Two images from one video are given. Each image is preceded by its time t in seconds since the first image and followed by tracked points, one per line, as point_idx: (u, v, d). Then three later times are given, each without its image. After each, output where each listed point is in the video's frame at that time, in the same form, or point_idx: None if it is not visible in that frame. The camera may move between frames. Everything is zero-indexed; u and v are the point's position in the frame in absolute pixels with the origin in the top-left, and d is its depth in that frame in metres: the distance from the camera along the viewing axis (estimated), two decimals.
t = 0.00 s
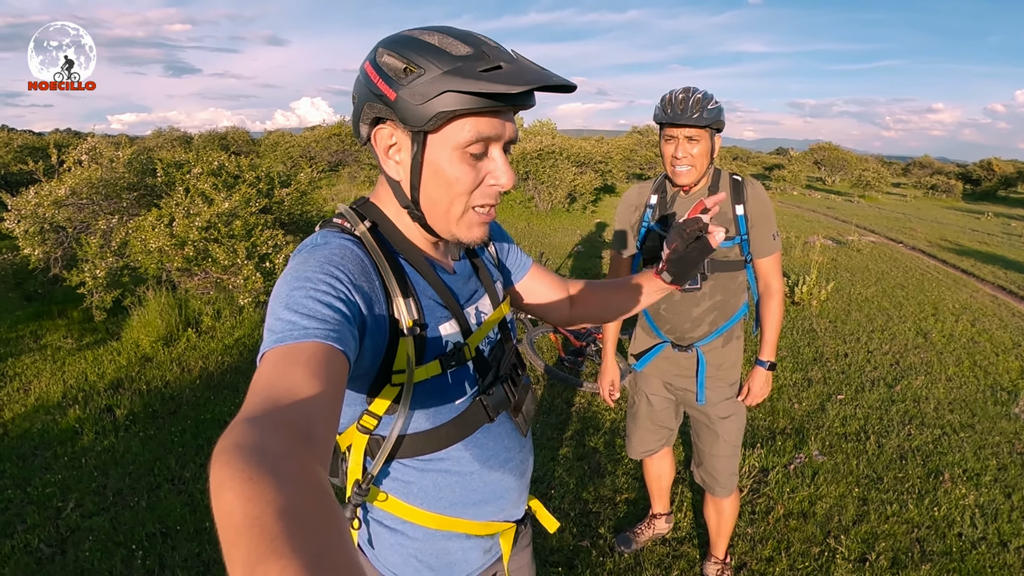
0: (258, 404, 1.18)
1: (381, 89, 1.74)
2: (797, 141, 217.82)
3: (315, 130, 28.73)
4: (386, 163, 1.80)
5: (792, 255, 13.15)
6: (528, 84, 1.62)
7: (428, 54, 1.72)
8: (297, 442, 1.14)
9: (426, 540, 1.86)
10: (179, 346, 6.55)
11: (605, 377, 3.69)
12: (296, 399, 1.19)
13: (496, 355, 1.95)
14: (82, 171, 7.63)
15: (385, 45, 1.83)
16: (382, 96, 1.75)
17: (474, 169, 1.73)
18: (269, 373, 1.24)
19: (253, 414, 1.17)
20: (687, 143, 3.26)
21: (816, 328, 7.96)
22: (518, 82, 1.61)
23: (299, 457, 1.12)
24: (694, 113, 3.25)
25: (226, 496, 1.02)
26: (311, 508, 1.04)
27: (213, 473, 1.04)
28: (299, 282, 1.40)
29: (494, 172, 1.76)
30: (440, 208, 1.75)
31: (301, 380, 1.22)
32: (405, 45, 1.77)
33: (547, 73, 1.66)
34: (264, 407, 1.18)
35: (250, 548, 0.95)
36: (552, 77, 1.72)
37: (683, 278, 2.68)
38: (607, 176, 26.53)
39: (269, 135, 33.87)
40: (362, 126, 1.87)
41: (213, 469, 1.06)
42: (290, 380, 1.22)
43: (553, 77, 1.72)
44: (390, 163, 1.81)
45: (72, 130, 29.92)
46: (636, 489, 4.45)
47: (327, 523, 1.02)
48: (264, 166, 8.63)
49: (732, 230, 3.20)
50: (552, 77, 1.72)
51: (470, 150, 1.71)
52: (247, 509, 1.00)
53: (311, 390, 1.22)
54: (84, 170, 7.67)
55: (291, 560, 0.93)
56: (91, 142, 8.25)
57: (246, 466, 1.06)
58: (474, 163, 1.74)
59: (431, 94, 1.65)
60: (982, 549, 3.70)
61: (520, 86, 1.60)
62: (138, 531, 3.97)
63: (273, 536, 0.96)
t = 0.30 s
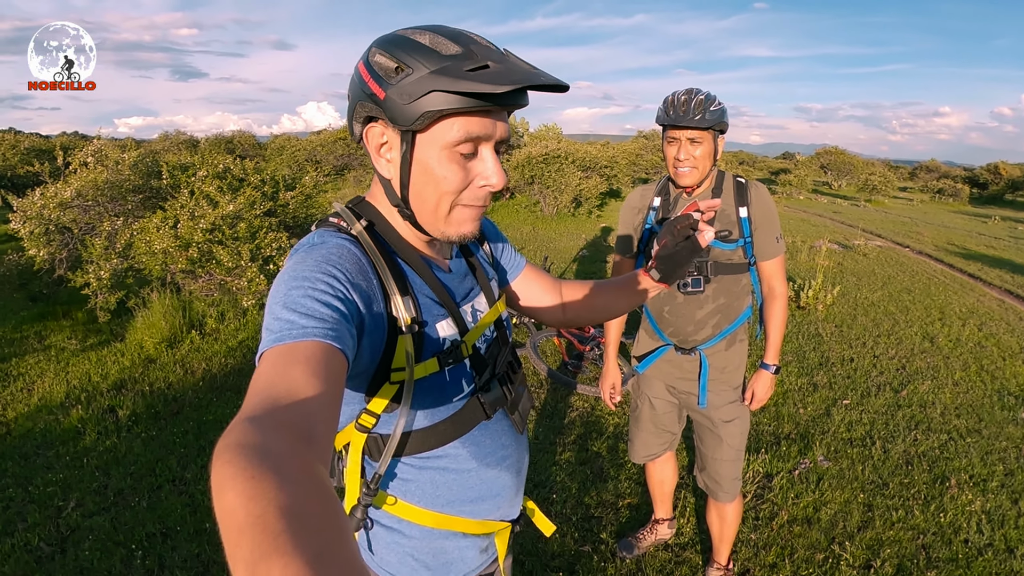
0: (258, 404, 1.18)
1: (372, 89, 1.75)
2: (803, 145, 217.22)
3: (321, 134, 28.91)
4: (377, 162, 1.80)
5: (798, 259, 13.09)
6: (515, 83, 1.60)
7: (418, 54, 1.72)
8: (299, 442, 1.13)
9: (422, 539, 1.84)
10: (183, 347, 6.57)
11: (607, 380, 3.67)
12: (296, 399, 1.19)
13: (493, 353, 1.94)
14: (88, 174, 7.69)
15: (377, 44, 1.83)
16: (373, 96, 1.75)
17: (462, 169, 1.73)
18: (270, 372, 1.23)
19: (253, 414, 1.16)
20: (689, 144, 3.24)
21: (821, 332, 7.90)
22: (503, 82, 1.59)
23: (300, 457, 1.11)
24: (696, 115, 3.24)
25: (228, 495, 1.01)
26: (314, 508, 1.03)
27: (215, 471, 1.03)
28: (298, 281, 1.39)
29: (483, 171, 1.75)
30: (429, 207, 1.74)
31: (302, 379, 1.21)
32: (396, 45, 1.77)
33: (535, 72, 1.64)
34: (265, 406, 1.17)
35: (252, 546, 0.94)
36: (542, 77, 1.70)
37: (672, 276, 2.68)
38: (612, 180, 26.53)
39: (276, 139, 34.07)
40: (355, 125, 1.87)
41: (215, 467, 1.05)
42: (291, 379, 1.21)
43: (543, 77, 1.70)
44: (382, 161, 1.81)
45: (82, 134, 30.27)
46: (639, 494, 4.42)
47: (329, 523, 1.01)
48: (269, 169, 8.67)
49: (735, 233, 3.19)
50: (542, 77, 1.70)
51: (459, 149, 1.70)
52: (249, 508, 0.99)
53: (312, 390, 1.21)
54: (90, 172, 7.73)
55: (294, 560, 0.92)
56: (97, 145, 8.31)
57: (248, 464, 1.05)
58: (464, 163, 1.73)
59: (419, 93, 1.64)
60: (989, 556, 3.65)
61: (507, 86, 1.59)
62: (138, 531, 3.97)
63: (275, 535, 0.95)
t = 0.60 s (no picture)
0: (253, 404, 1.17)
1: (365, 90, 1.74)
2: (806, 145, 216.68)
3: (324, 134, 28.95)
4: (373, 163, 1.80)
5: (802, 259, 13.05)
6: (507, 77, 1.59)
7: (409, 53, 1.72)
8: (293, 443, 1.13)
9: (418, 541, 1.84)
10: (184, 347, 6.58)
11: (609, 381, 3.66)
12: (291, 399, 1.18)
13: (489, 356, 1.94)
14: (90, 173, 7.70)
15: (369, 46, 1.83)
16: (367, 97, 1.75)
17: (459, 167, 1.72)
18: (265, 372, 1.23)
19: (248, 414, 1.15)
20: (690, 146, 3.23)
21: (824, 333, 7.88)
22: (494, 77, 1.59)
23: (294, 457, 1.10)
24: (696, 116, 3.22)
25: (221, 495, 1.01)
26: (307, 509, 1.02)
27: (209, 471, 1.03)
28: (295, 282, 1.39)
29: (480, 168, 1.75)
30: (427, 206, 1.74)
31: (297, 379, 1.21)
32: (387, 46, 1.77)
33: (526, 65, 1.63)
34: (259, 406, 1.17)
35: (244, 547, 0.94)
36: (533, 70, 1.69)
37: (671, 279, 2.64)
38: (615, 179, 26.49)
39: (278, 138, 34.11)
40: (349, 127, 1.87)
41: (208, 467, 1.04)
42: (287, 379, 1.21)
43: (534, 70, 1.69)
44: (378, 163, 1.80)
45: (86, 133, 30.41)
46: (640, 495, 4.41)
47: (322, 525, 1.01)
48: (271, 168, 8.67)
49: (739, 234, 3.20)
50: (533, 70, 1.69)
51: (455, 147, 1.70)
52: (242, 508, 0.99)
53: (308, 390, 1.21)
54: (92, 171, 7.75)
55: (286, 562, 0.91)
56: (99, 144, 8.32)
57: (242, 465, 1.05)
58: (460, 159, 1.73)
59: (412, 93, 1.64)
60: (992, 559, 3.63)
61: (499, 81, 1.58)
62: (139, 531, 3.97)
63: (268, 536, 0.95)
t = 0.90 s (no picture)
0: (252, 401, 1.17)
1: (351, 91, 1.74)
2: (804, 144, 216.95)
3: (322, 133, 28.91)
4: (369, 163, 1.80)
5: (800, 258, 13.07)
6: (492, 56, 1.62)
7: (390, 49, 1.72)
8: (292, 440, 1.13)
9: (420, 542, 1.84)
10: (183, 347, 6.58)
11: (610, 381, 3.66)
12: (291, 397, 1.18)
13: (492, 355, 1.94)
14: (88, 173, 7.68)
15: (348, 49, 1.82)
16: (354, 97, 1.75)
17: (455, 153, 1.74)
18: (265, 370, 1.23)
19: (248, 411, 1.16)
20: (686, 147, 3.24)
21: (822, 331, 7.90)
22: (480, 58, 1.62)
23: (294, 455, 1.11)
24: (691, 117, 3.23)
25: (219, 492, 1.01)
26: (306, 507, 1.03)
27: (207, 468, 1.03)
28: (296, 280, 1.39)
29: (475, 152, 1.76)
30: (429, 198, 1.75)
31: (297, 377, 1.21)
32: (366, 46, 1.77)
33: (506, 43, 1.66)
34: (259, 404, 1.17)
35: (242, 544, 0.94)
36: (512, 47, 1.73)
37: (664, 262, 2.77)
38: (613, 178, 26.50)
39: (276, 137, 34.08)
40: (339, 132, 1.86)
41: (207, 463, 1.04)
42: (287, 377, 1.21)
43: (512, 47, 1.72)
44: (373, 162, 1.81)
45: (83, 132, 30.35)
46: (639, 494, 4.42)
47: (320, 523, 1.01)
48: (269, 167, 8.66)
49: (738, 235, 3.19)
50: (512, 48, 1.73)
51: (448, 134, 1.71)
52: (240, 505, 0.99)
53: (308, 388, 1.21)
54: (89, 171, 7.73)
55: (284, 559, 0.91)
56: (97, 144, 8.29)
57: (241, 462, 1.05)
58: (454, 146, 1.74)
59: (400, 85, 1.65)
60: (990, 557, 3.65)
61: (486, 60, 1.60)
62: (138, 532, 3.97)
63: (266, 533, 0.95)
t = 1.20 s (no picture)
0: (254, 406, 1.18)
1: (348, 93, 1.74)
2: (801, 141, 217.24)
3: (319, 130, 28.81)
4: (368, 165, 1.80)
5: (797, 255, 13.10)
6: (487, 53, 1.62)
7: (387, 51, 1.72)
8: (294, 445, 1.14)
9: (423, 545, 1.85)
10: (182, 346, 6.57)
11: (610, 382, 3.68)
12: (293, 401, 1.19)
13: (496, 358, 1.94)
14: (85, 171, 7.65)
15: (345, 53, 1.83)
16: (351, 100, 1.74)
17: (454, 151, 1.74)
18: (267, 374, 1.24)
19: (250, 416, 1.16)
20: (684, 147, 3.27)
21: (821, 329, 7.93)
22: (476, 55, 1.62)
23: (295, 459, 1.11)
24: (688, 117, 3.22)
25: (222, 497, 1.02)
26: (308, 511, 1.03)
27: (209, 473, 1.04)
28: (297, 284, 1.39)
29: (474, 149, 1.77)
30: (429, 197, 1.75)
31: (299, 381, 1.22)
32: (362, 48, 1.77)
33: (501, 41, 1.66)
34: (261, 408, 1.17)
35: (244, 549, 0.94)
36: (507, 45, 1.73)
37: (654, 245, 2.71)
38: (611, 175, 26.49)
39: (273, 133, 33.97)
40: (338, 135, 1.86)
41: (209, 469, 1.05)
42: (288, 381, 1.22)
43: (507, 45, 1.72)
44: (372, 164, 1.81)
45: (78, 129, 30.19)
46: (639, 492, 4.44)
47: (322, 528, 1.02)
48: (267, 165, 8.63)
49: (737, 236, 3.21)
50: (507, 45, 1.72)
51: (446, 132, 1.72)
52: (242, 511, 1.00)
53: (309, 392, 1.21)
54: (86, 169, 7.69)
55: (286, 564, 0.92)
56: (94, 142, 8.25)
57: (243, 467, 1.06)
58: (452, 144, 1.75)
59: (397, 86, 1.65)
60: (987, 554, 3.68)
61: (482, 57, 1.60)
62: (139, 532, 3.97)
63: (268, 538, 0.96)
